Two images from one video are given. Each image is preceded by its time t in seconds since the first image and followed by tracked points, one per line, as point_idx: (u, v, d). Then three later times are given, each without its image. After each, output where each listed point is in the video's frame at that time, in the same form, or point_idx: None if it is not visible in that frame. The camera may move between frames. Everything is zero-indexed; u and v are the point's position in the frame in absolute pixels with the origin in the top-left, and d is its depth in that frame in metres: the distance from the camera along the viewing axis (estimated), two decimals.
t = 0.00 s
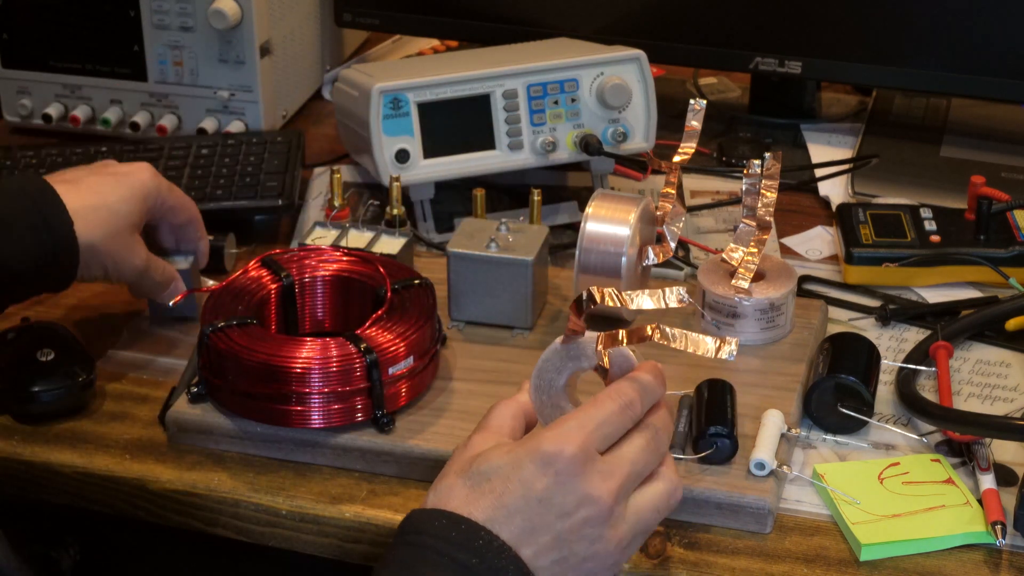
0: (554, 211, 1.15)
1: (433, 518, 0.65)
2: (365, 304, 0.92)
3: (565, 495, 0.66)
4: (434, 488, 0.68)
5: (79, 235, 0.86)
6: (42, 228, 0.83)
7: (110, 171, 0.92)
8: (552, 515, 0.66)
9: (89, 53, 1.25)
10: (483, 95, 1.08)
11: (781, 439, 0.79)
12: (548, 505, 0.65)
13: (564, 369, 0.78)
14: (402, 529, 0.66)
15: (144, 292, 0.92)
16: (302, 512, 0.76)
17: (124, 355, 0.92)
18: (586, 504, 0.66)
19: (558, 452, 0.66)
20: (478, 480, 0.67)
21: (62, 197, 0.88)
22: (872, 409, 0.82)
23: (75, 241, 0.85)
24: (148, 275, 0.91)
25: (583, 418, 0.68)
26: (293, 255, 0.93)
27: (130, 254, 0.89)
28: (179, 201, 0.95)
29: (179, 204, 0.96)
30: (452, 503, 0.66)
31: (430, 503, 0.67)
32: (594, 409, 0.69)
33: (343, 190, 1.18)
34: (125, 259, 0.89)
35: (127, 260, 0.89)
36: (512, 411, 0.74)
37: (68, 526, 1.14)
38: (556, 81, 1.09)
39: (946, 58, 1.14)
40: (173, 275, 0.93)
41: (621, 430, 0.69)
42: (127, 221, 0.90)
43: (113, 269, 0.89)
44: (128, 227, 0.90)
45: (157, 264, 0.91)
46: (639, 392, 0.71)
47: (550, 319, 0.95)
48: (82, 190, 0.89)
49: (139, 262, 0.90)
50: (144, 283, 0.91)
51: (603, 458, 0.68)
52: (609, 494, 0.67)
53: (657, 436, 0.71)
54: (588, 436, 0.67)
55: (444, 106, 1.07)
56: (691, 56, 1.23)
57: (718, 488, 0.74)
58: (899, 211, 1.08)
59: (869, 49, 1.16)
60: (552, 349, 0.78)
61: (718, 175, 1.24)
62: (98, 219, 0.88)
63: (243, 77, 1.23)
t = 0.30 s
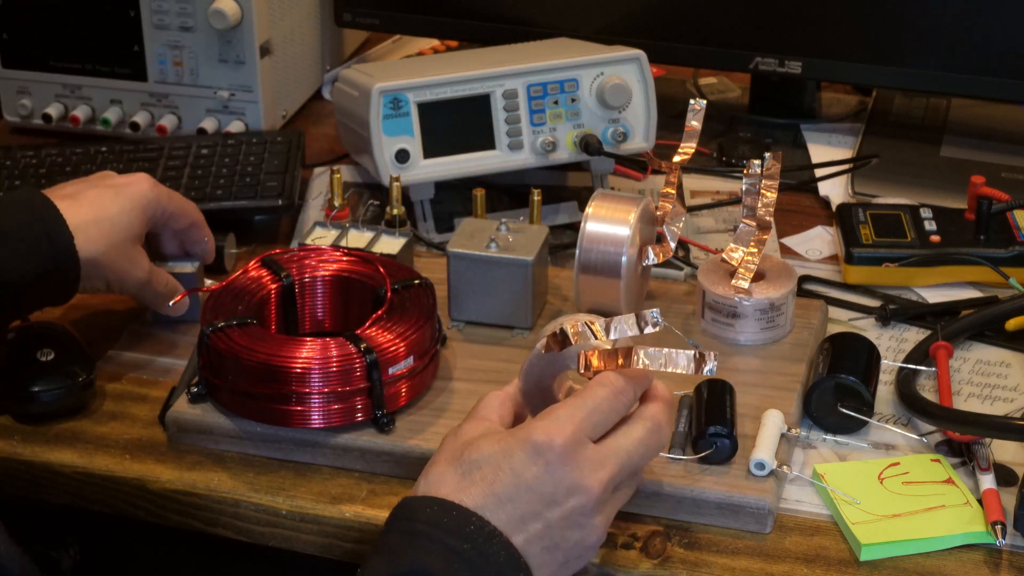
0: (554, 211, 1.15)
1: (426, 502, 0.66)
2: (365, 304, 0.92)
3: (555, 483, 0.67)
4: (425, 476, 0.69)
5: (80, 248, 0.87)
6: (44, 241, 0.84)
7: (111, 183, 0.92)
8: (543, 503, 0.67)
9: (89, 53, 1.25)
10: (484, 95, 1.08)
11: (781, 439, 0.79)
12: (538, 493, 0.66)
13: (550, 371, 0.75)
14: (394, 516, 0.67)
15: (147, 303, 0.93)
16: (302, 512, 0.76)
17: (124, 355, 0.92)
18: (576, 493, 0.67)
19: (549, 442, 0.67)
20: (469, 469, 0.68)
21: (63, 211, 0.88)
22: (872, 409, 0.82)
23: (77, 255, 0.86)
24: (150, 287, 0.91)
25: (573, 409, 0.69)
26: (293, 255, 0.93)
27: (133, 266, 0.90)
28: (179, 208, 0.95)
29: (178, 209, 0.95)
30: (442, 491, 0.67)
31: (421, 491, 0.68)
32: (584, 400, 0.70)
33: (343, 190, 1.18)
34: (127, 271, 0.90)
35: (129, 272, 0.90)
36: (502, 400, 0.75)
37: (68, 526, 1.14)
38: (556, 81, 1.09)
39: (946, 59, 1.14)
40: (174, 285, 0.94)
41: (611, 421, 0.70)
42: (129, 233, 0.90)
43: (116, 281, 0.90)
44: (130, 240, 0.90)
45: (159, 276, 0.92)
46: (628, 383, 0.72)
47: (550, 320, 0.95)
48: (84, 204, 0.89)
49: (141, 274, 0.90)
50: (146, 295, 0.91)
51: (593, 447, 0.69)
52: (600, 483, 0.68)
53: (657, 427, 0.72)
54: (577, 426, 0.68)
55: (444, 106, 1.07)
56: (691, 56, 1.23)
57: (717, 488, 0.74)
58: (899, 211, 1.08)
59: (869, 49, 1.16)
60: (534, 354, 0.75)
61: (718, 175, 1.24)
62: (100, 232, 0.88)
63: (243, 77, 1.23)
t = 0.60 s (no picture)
0: (554, 211, 1.15)
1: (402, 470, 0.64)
2: (365, 304, 0.92)
3: (527, 427, 0.65)
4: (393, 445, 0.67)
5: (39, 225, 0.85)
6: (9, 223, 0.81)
7: (69, 158, 0.91)
8: (517, 449, 0.65)
9: (89, 53, 1.25)
10: (484, 95, 1.08)
11: (781, 439, 0.79)
12: (511, 439, 0.65)
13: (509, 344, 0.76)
14: (376, 485, 0.65)
15: (112, 278, 0.92)
16: (303, 512, 0.76)
17: (124, 355, 0.92)
18: (547, 435, 0.66)
19: (514, 389, 0.66)
20: (437, 428, 0.66)
21: (22, 188, 0.86)
22: (872, 409, 0.82)
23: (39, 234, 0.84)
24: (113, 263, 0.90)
25: (535, 359, 0.69)
26: (293, 255, 0.93)
27: (96, 242, 0.88)
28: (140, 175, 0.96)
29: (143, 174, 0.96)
30: (414, 453, 0.65)
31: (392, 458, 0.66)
32: (542, 351, 0.70)
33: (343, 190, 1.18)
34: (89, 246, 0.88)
35: (91, 249, 0.88)
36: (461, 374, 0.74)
37: (68, 526, 1.14)
38: (555, 81, 1.09)
39: (946, 59, 1.14)
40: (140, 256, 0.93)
41: (573, 370, 0.70)
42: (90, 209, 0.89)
43: (77, 257, 0.88)
44: (91, 215, 0.89)
45: (122, 252, 0.90)
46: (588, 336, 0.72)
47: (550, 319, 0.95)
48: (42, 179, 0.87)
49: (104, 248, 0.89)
50: (110, 270, 0.90)
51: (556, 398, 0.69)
52: (568, 424, 0.68)
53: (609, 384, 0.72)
54: (540, 375, 0.68)
55: (444, 106, 1.07)
56: (691, 56, 1.23)
57: (718, 489, 0.74)
58: (899, 211, 1.08)
59: (868, 50, 1.16)
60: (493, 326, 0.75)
61: (718, 175, 1.24)
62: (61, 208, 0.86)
63: (243, 77, 1.23)
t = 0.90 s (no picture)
0: (554, 211, 1.15)
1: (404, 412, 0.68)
2: (365, 304, 0.92)
3: (518, 361, 0.72)
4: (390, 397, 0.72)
5: None
6: None
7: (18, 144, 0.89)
8: (512, 382, 0.71)
9: (89, 53, 1.25)
10: (484, 95, 1.08)
11: (781, 439, 0.79)
12: (505, 372, 0.71)
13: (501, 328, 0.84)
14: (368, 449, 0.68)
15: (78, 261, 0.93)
16: (303, 512, 0.76)
17: (124, 355, 0.92)
18: (538, 370, 0.72)
19: (503, 329, 0.73)
20: (434, 372, 0.72)
21: None
22: (872, 409, 0.82)
23: None
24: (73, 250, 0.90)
25: (519, 313, 0.76)
26: (293, 255, 0.93)
27: (50, 232, 0.88)
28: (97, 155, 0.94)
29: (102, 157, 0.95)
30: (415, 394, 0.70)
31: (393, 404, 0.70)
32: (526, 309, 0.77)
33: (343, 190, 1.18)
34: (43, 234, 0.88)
35: (47, 239, 0.88)
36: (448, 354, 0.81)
37: (68, 526, 1.14)
38: (556, 81, 1.09)
39: (946, 59, 1.14)
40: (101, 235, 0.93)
41: (554, 328, 0.77)
42: (43, 197, 0.88)
43: (33, 248, 0.88)
44: (44, 205, 0.88)
45: (78, 236, 0.90)
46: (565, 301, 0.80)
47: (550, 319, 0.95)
48: None
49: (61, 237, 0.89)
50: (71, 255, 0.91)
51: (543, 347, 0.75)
52: (556, 360, 0.74)
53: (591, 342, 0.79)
54: (526, 323, 0.75)
55: (444, 106, 1.07)
56: (692, 56, 1.23)
57: (717, 489, 0.74)
58: (899, 211, 1.08)
59: (868, 50, 1.16)
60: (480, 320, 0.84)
61: (718, 175, 1.24)
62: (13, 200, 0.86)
63: (243, 77, 1.23)
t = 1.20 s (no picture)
0: (554, 211, 1.15)
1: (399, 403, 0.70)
2: (364, 304, 0.92)
3: (510, 351, 0.75)
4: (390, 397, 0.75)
5: None
6: None
7: None
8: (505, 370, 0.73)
9: (89, 53, 1.25)
10: (484, 95, 1.08)
11: (781, 439, 0.79)
12: (497, 361, 0.74)
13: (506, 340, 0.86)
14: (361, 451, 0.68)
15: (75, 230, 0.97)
16: (302, 513, 0.76)
17: (124, 355, 0.92)
18: (531, 357, 0.75)
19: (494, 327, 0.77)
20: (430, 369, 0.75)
21: None
22: (873, 409, 0.82)
23: None
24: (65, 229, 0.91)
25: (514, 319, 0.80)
26: (293, 255, 0.93)
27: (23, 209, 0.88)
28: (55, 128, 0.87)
29: (84, 157, 0.76)
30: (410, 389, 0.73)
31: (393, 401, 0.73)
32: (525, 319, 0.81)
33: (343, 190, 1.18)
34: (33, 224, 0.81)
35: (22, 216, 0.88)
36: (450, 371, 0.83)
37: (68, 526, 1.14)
38: (555, 80, 1.09)
39: (946, 59, 1.13)
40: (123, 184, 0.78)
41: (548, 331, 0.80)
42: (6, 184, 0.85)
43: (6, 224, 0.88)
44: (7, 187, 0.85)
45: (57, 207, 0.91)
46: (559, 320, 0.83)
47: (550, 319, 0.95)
48: None
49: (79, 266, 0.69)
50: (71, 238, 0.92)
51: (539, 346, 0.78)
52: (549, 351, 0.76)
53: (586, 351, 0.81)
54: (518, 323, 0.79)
55: (444, 106, 1.07)
56: (691, 56, 1.23)
57: (717, 488, 0.74)
58: (899, 211, 1.08)
59: (868, 50, 1.16)
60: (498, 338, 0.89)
61: (718, 175, 1.24)
62: None
63: (243, 77, 1.23)
